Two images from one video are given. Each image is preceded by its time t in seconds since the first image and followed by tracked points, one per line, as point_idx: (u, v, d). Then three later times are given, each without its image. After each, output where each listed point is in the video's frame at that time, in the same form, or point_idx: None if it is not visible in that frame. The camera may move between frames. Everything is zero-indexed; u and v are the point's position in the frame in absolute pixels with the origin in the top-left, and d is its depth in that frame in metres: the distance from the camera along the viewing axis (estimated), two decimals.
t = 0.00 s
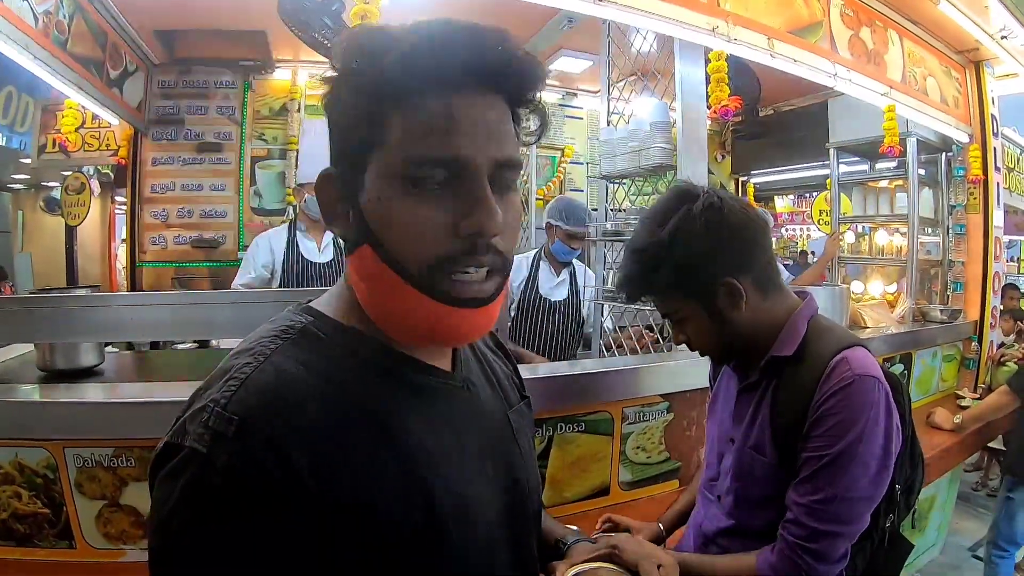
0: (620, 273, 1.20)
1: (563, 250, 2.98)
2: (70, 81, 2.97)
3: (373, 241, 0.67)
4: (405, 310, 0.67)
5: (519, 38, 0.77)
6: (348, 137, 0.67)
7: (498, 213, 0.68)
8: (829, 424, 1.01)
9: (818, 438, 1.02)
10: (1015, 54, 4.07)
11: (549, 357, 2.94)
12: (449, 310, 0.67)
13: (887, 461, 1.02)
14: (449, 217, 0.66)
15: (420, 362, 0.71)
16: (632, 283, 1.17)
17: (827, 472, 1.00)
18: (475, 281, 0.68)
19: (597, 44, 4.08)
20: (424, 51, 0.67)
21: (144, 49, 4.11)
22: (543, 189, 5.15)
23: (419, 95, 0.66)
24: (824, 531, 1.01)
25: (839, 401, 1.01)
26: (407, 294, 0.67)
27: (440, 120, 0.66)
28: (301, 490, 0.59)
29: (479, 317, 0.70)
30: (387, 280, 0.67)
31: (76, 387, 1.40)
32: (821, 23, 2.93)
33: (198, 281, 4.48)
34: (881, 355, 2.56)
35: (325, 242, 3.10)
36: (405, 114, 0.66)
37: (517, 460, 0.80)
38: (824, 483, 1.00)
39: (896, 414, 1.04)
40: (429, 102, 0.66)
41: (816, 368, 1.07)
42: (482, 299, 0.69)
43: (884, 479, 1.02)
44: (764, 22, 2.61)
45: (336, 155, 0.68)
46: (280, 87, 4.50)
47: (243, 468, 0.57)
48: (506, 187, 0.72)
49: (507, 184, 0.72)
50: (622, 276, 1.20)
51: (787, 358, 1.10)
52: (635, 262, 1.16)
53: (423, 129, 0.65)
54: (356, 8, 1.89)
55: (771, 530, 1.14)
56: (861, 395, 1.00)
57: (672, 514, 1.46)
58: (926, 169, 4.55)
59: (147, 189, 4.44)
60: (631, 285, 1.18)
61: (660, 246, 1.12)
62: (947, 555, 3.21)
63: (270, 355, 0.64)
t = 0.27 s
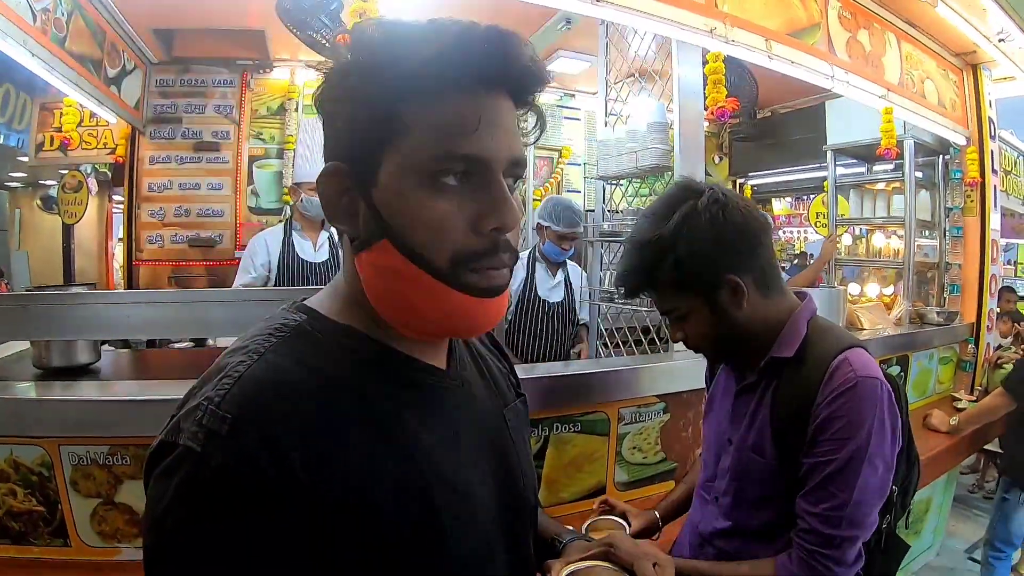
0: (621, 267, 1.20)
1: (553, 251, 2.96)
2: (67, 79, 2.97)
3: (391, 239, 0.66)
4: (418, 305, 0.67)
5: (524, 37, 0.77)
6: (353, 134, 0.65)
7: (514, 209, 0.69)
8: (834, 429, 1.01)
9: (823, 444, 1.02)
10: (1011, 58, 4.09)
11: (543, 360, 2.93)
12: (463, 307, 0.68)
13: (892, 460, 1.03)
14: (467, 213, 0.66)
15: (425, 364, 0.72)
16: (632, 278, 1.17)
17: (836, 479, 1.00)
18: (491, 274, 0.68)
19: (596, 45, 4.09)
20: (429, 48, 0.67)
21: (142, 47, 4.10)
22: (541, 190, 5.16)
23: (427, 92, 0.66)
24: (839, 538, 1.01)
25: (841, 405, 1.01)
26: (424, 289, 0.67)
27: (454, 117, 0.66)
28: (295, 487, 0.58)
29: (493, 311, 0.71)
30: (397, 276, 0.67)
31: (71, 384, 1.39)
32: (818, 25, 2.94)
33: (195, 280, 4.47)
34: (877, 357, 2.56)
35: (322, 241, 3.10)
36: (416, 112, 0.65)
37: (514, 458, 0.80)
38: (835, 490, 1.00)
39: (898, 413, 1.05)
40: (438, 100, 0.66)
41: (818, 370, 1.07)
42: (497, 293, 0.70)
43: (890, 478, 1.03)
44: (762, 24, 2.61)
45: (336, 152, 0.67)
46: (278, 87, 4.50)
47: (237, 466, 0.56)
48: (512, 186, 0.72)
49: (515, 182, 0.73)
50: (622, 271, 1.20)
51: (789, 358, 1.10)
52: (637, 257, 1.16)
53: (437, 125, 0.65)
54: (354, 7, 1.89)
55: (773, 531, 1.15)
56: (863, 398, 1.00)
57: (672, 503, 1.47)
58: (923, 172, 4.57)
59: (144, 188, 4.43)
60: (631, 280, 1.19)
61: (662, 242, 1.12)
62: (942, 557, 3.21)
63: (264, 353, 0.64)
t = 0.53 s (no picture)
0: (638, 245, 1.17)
1: (550, 254, 2.97)
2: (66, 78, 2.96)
3: (363, 240, 0.67)
4: (397, 307, 0.67)
5: (517, 40, 0.77)
6: (355, 133, 0.67)
7: (488, 211, 0.67)
8: (849, 437, 1.01)
9: (840, 454, 1.02)
10: (1010, 63, 4.10)
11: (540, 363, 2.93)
12: (439, 308, 0.67)
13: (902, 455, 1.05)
14: (459, 214, 0.65)
15: (424, 365, 0.72)
16: (651, 254, 1.15)
17: (860, 486, 1.00)
18: (454, 280, 0.67)
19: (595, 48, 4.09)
20: (433, 52, 0.68)
21: (141, 46, 4.09)
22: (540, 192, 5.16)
23: (424, 92, 0.66)
24: (872, 542, 1.00)
25: (850, 412, 1.02)
26: (392, 292, 0.67)
27: (435, 118, 0.66)
28: (300, 489, 0.58)
29: (465, 314, 0.69)
30: (377, 279, 0.67)
31: (70, 385, 1.39)
32: (818, 29, 2.95)
33: (193, 280, 4.46)
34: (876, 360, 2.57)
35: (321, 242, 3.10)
36: (411, 112, 0.65)
37: (515, 461, 0.80)
38: (863, 498, 1.00)
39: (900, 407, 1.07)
40: (432, 99, 0.66)
41: (823, 374, 1.07)
42: (473, 296, 0.69)
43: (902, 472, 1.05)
44: (762, 28, 2.62)
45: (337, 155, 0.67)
46: (277, 87, 4.49)
47: (243, 468, 0.56)
48: (499, 188, 0.71)
49: (501, 183, 0.71)
50: (638, 249, 1.18)
51: (789, 364, 1.11)
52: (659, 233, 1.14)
53: (417, 125, 0.65)
54: (355, 8, 1.89)
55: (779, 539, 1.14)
56: (869, 402, 1.01)
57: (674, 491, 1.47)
58: (921, 176, 4.59)
59: (143, 187, 4.42)
60: (648, 258, 1.16)
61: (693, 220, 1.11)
62: (939, 561, 3.21)
63: (270, 355, 0.64)
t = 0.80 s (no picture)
0: (695, 192, 1.12)
1: (546, 254, 2.95)
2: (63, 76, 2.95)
3: (367, 245, 0.67)
4: (401, 311, 0.67)
5: (514, 39, 0.77)
6: (354, 135, 0.66)
7: (494, 212, 0.67)
8: (869, 442, 1.05)
9: (863, 459, 1.06)
10: (1009, 64, 4.11)
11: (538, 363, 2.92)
12: (446, 310, 0.67)
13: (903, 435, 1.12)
14: (461, 216, 0.65)
15: (427, 369, 0.72)
16: (709, 204, 1.10)
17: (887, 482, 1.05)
18: (466, 280, 0.67)
19: (594, 48, 4.09)
20: (434, 52, 0.67)
21: (139, 44, 4.08)
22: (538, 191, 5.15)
23: (423, 93, 0.66)
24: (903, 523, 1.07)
25: (865, 418, 1.05)
26: (405, 297, 0.66)
27: (434, 119, 0.65)
28: (297, 491, 0.58)
29: (470, 314, 0.69)
30: (380, 284, 0.67)
31: (66, 385, 1.38)
32: (817, 30, 2.95)
33: (191, 280, 4.45)
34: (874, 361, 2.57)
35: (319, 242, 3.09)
36: (412, 113, 0.65)
37: (513, 462, 0.80)
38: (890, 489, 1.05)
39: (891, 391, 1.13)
40: (435, 100, 0.66)
41: (827, 378, 1.09)
42: (478, 297, 0.69)
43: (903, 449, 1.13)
44: (761, 28, 2.62)
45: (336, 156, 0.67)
46: (275, 86, 4.48)
47: (240, 469, 0.56)
48: (503, 189, 0.71)
49: (502, 183, 0.71)
50: (692, 199, 1.12)
51: (790, 371, 1.11)
52: (723, 183, 1.10)
53: (417, 128, 0.65)
54: (354, 7, 1.88)
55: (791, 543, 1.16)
56: (877, 401, 1.05)
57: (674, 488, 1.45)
58: (919, 177, 4.59)
59: (140, 186, 4.41)
60: (702, 208, 1.11)
61: (763, 176, 1.09)
62: (937, 562, 3.21)
63: (267, 356, 0.64)
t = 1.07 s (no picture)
0: (726, 183, 1.11)
1: (542, 254, 2.95)
2: (62, 76, 2.95)
3: (364, 242, 0.67)
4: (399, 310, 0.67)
5: (511, 38, 0.77)
6: (351, 133, 0.67)
7: (485, 211, 0.67)
8: (880, 438, 1.10)
9: (875, 454, 1.11)
10: (1006, 64, 4.12)
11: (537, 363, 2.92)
12: (441, 307, 0.67)
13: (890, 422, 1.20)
14: (456, 214, 0.65)
15: (425, 368, 0.72)
16: (739, 195, 1.10)
17: (894, 472, 1.12)
18: (462, 277, 0.67)
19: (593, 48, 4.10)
20: (430, 51, 0.68)
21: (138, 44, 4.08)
22: (537, 192, 5.16)
23: (419, 92, 0.66)
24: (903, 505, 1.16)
25: (877, 416, 1.10)
26: (405, 297, 0.67)
27: (430, 117, 0.65)
28: (296, 487, 0.58)
29: (465, 313, 0.69)
30: (378, 282, 0.67)
31: (65, 385, 1.38)
32: (816, 30, 2.96)
33: (189, 280, 4.45)
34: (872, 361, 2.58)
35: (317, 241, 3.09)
36: (407, 111, 0.65)
37: (510, 461, 0.80)
38: (896, 478, 1.13)
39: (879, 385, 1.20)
40: (430, 98, 0.66)
41: (839, 380, 1.11)
42: (473, 295, 0.69)
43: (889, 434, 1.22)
44: (759, 28, 2.63)
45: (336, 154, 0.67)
46: (274, 86, 4.48)
47: (240, 467, 0.56)
48: (498, 186, 0.71)
49: (499, 181, 0.71)
50: (722, 189, 1.12)
51: (800, 374, 1.13)
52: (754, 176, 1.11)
53: (411, 126, 0.65)
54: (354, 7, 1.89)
55: (808, 540, 1.19)
56: (883, 399, 1.10)
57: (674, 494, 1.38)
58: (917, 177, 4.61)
59: (139, 186, 4.41)
60: (732, 199, 1.11)
61: (790, 172, 1.12)
62: (935, 561, 3.22)
63: (266, 354, 0.64)
